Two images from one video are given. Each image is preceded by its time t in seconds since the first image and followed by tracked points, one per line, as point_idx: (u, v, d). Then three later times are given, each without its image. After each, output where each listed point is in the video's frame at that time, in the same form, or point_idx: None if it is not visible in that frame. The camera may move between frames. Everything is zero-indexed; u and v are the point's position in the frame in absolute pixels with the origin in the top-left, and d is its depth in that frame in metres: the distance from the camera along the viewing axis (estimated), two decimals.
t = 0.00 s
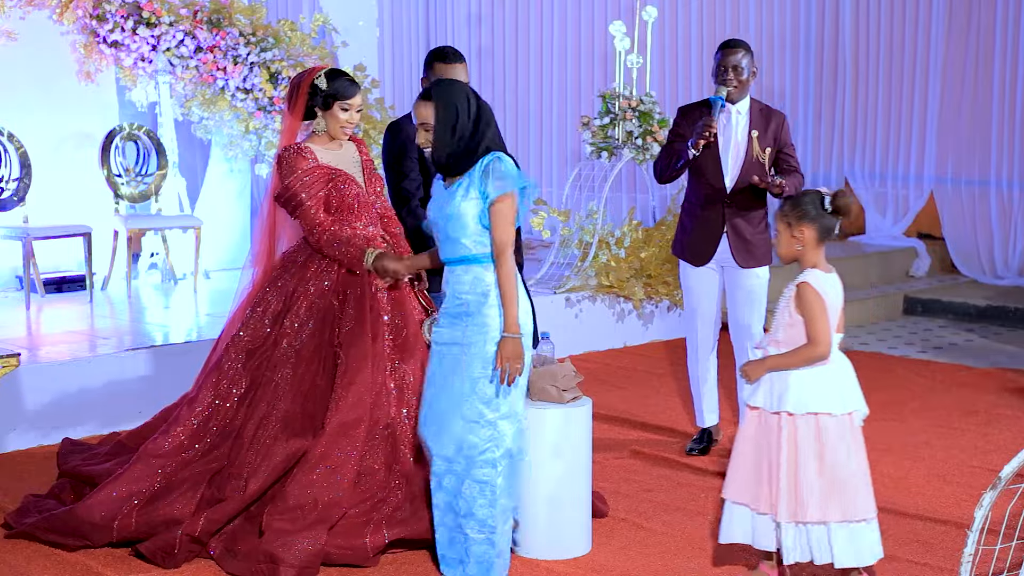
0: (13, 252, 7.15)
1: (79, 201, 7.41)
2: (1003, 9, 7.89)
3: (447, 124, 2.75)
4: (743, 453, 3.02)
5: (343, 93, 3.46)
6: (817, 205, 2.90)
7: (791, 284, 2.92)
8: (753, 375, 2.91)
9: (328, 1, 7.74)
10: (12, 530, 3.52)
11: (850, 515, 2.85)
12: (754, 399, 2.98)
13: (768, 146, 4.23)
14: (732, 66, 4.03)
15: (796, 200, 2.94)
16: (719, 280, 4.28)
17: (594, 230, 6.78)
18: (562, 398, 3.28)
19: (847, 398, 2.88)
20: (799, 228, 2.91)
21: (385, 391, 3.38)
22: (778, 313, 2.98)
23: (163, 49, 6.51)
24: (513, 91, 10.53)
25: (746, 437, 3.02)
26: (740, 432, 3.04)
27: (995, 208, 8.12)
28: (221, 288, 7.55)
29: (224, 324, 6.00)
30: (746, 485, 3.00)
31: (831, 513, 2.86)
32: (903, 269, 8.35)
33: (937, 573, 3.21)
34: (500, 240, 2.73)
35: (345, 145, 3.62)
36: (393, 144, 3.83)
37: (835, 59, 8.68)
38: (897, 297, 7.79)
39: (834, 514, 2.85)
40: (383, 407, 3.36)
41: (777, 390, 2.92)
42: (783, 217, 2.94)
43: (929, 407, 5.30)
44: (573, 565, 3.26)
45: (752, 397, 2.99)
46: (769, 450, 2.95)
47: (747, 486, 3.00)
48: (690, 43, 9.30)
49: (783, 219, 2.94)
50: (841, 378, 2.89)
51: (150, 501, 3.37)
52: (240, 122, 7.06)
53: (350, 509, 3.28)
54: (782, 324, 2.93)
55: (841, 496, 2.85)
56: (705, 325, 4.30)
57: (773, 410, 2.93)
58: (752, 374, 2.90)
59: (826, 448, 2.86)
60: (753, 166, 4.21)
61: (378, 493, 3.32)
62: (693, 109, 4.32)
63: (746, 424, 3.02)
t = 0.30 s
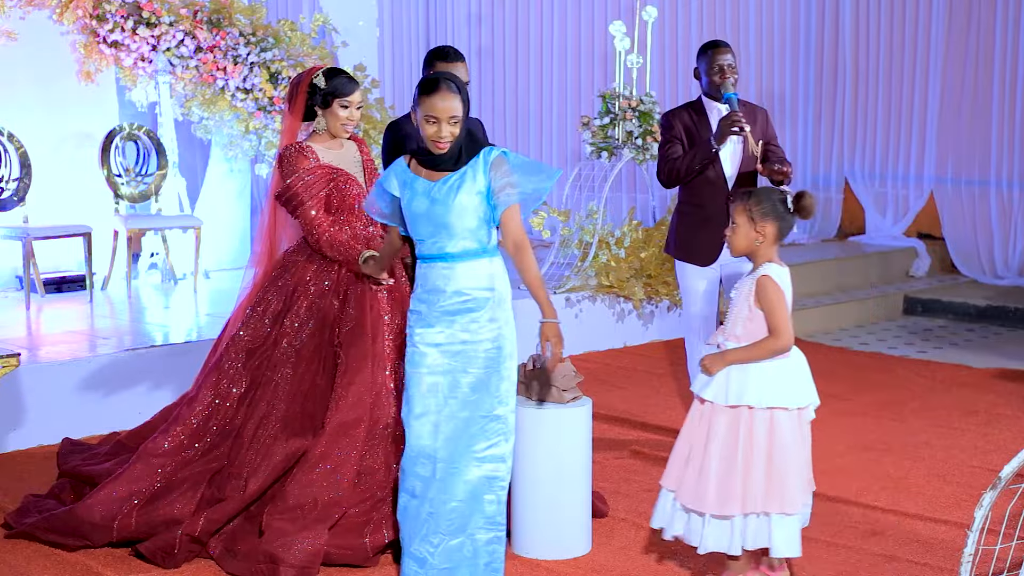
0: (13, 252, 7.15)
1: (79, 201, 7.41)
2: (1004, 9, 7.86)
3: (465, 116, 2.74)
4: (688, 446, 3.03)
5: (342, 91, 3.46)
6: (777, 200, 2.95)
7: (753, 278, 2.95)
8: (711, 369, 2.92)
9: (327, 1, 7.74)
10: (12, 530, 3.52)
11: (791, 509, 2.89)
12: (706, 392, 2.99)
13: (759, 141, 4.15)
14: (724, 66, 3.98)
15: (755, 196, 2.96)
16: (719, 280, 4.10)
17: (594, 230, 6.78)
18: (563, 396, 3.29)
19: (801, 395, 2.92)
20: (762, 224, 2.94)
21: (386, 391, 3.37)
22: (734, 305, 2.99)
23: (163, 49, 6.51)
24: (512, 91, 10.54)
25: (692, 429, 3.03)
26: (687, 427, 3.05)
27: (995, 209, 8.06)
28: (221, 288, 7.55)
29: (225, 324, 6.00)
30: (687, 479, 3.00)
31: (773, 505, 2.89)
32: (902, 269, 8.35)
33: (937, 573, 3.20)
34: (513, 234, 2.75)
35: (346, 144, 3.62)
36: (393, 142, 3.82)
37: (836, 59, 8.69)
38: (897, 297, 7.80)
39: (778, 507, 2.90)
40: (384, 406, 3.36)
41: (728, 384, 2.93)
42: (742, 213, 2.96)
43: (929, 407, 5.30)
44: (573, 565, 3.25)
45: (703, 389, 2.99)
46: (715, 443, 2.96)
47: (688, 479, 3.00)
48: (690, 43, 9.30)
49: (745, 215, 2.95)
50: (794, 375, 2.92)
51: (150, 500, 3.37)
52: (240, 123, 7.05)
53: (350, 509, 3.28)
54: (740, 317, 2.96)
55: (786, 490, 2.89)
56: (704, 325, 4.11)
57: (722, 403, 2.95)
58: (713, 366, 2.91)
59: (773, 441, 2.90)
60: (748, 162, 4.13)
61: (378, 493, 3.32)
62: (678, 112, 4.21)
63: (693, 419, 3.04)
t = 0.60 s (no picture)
0: (13, 252, 7.15)
1: (79, 201, 7.41)
2: (1003, 9, 7.84)
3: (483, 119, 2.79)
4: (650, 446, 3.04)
5: (340, 89, 3.47)
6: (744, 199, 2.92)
7: (720, 280, 2.94)
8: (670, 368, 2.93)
9: (327, 1, 7.74)
10: (11, 530, 3.52)
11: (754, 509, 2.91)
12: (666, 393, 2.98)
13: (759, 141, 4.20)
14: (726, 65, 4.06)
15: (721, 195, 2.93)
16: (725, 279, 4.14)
17: (594, 230, 6.78)
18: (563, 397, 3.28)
19: (761, 396, 2.94)
20: (730, 224, 2.91)
21: (385, 390, 3.38)
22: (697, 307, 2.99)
23: (162, 49, 6.51)
24: (513, 91, 10.53)
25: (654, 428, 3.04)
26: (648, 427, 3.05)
27: (995, 208, 8.00)
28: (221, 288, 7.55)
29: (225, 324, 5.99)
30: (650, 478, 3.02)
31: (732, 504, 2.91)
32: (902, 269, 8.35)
33: (937, 573, 3.20)
34: (508, 251, 2.94)
35: (345, 144, 3.62)
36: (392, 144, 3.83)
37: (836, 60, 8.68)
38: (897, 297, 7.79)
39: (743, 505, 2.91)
40: (383, 406, 3.36)
41: (685, 386, 2.94)
42: (706, 213, 2.94)
43: (928, 407, 5.30)
44: (574, 566, 3.25)
45: (666, 391, 2.98)
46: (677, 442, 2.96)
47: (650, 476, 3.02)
48: (690, 43, 9.30)
49: (711, 215, 2.93)
50: (752, 380, 2.92)
51: (150, 500, 3.37)
52: (240, 122, 7.06)
53: (350, 508, 3.28)
54: (706, 318, 2.96)
55: (746, 488, 2.89)
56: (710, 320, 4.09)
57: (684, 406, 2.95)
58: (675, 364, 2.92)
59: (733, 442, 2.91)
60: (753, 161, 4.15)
61: (378, 492, 3.32)
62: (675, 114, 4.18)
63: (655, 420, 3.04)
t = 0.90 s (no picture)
0: (13, 252, 7.15)
1: (79, 202, 7.41)
2: (1003, 9, 7.83)
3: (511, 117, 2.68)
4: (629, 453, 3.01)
5: (338, 89, 3.48)
6: (719, 199, 2.94)
7: (699, 281, 2.96)
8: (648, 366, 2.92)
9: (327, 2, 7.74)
10: (12, 530, 3.52)
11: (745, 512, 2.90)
12: (646, 397, 2.97)
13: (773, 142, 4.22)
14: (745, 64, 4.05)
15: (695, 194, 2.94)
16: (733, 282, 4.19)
17: (594, 231, 6.79)
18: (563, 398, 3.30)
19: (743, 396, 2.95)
20: (705, 224, 2.93)
21: (385, 390, 3.39)
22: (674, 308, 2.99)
23: (163, 49, 6.52)
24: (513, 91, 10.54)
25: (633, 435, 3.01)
26: (626, 433, 3.03)
27: (995, 207, 7.99)
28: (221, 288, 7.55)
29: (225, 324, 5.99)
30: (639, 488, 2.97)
31: (721, 509, 2.87)
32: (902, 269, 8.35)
33: (937, 573, 3.20)
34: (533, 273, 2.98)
35: (341, 145, 3.62)
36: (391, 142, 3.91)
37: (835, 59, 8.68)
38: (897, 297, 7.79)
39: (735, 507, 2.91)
40: (383, 406, 3.37)
41: (665, 388, 2.93)
42: (680, 211, 2.94)
43: (929, 407, 5.30)
44: (574, 566, 3.24)
45: (654, 397, 2.95)
46: (660, 446, 2.95)
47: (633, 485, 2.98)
48: (690, 43, 9.31)
49: (686, 214, 2.93)
50: (733, 382, 2.94)
51: (150, 501, 3.37)
52: (240, 123, 7.06)
53: (350, 508, 3.28)
54: (685, 320, 2.97)
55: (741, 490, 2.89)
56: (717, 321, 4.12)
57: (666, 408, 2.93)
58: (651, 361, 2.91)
59: (718, 445, 2.89)
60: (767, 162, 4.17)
61: (378, 492, 3.32)
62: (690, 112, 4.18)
63: (641, 426, 2.99)
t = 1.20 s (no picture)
0: (13, 252, 7.15)
1: (79, 202, 7.41)
2: (1004, 9, 7.82)
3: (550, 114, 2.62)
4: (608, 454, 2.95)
5: (335, 91, 3.47)
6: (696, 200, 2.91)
7: (682, 283, 2.91)
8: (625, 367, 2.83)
9: (327, 2, 7.74)
10: (12, 530, 3.52)
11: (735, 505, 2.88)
12: (624, 398, 2.90)
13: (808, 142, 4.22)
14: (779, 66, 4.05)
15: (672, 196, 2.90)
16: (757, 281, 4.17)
17: (594, 231, 6.80)
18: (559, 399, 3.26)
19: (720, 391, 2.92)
20: (687, 224, 2.89)
21: (383, 389, 3.40)
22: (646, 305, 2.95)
23: (163, 49, 6.53)
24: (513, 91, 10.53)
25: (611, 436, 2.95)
26: (608, 438, 2.95)
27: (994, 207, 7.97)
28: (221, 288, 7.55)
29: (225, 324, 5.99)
30: (629, 492, 2.89)
31: (705, 506, 2.83)
32: (902, 269, 8.35)
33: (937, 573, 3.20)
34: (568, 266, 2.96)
35: (340, 145, 3.62)
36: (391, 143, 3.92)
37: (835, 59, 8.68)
38: (898, 297, 7.79)
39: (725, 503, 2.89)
40: (382, 406, 3.38)
41: (645, 388, 2.86)
42: (659, 211, 2.88)
43: (928, 407, 5.30)
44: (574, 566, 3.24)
45: (635, 399, 2.87)
46: (641, 447, 2.89)
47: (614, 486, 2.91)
48: (690, 43, 9.32)
49: (665, 214, 2.88)
50: (708, 380, 2.90)
51: (150, 501, 3.37)
52: (240, 123, 7.06)
53: (350, 507, 3.28)
54: (666, 321, 2.91)
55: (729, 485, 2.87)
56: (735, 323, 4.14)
57: (647, 407, 2.86)
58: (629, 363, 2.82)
59: (700, 441, 2.86)
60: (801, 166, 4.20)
61: (378, 491, 3.32)
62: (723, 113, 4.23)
63: (624, 430, 2.92)
